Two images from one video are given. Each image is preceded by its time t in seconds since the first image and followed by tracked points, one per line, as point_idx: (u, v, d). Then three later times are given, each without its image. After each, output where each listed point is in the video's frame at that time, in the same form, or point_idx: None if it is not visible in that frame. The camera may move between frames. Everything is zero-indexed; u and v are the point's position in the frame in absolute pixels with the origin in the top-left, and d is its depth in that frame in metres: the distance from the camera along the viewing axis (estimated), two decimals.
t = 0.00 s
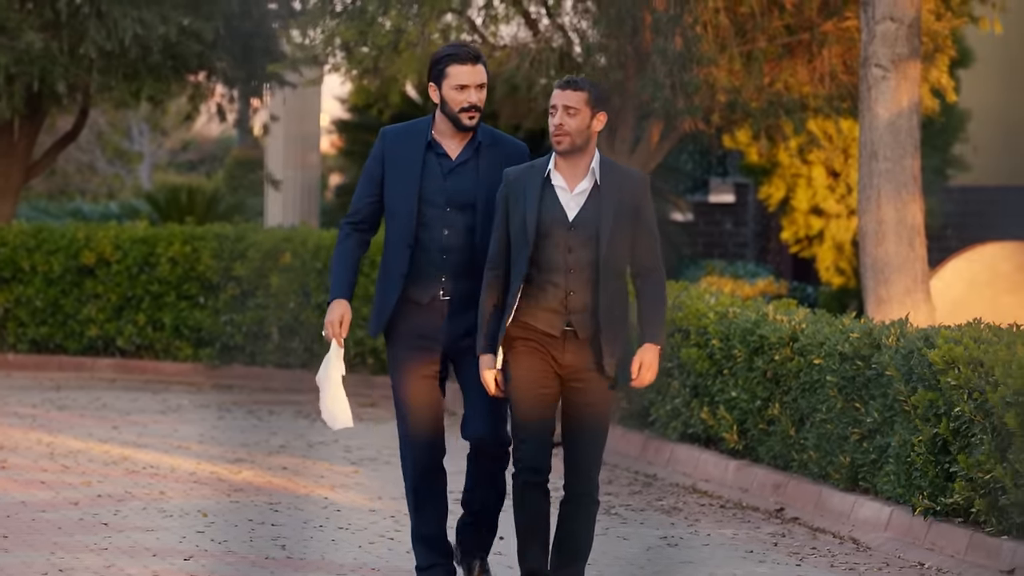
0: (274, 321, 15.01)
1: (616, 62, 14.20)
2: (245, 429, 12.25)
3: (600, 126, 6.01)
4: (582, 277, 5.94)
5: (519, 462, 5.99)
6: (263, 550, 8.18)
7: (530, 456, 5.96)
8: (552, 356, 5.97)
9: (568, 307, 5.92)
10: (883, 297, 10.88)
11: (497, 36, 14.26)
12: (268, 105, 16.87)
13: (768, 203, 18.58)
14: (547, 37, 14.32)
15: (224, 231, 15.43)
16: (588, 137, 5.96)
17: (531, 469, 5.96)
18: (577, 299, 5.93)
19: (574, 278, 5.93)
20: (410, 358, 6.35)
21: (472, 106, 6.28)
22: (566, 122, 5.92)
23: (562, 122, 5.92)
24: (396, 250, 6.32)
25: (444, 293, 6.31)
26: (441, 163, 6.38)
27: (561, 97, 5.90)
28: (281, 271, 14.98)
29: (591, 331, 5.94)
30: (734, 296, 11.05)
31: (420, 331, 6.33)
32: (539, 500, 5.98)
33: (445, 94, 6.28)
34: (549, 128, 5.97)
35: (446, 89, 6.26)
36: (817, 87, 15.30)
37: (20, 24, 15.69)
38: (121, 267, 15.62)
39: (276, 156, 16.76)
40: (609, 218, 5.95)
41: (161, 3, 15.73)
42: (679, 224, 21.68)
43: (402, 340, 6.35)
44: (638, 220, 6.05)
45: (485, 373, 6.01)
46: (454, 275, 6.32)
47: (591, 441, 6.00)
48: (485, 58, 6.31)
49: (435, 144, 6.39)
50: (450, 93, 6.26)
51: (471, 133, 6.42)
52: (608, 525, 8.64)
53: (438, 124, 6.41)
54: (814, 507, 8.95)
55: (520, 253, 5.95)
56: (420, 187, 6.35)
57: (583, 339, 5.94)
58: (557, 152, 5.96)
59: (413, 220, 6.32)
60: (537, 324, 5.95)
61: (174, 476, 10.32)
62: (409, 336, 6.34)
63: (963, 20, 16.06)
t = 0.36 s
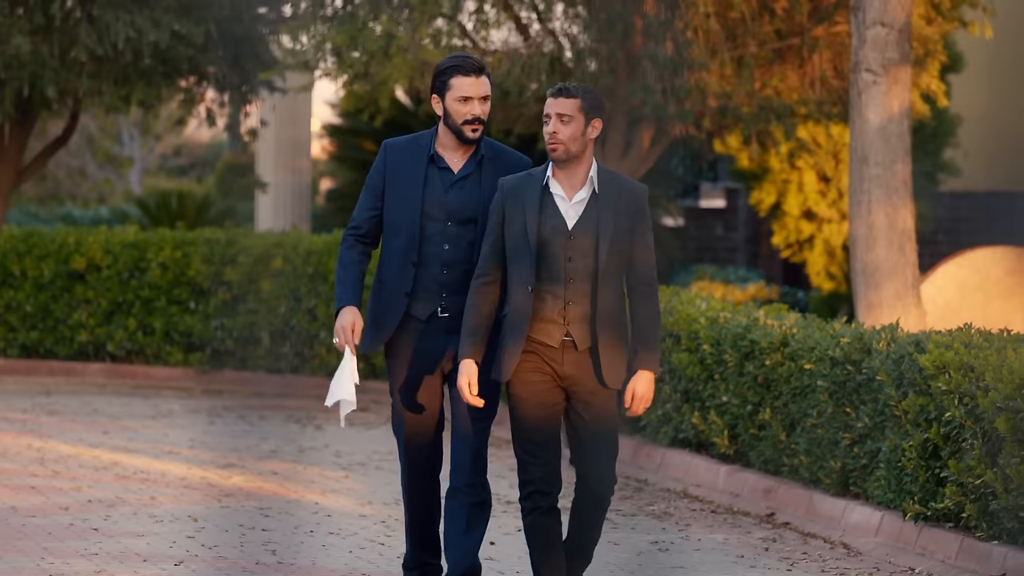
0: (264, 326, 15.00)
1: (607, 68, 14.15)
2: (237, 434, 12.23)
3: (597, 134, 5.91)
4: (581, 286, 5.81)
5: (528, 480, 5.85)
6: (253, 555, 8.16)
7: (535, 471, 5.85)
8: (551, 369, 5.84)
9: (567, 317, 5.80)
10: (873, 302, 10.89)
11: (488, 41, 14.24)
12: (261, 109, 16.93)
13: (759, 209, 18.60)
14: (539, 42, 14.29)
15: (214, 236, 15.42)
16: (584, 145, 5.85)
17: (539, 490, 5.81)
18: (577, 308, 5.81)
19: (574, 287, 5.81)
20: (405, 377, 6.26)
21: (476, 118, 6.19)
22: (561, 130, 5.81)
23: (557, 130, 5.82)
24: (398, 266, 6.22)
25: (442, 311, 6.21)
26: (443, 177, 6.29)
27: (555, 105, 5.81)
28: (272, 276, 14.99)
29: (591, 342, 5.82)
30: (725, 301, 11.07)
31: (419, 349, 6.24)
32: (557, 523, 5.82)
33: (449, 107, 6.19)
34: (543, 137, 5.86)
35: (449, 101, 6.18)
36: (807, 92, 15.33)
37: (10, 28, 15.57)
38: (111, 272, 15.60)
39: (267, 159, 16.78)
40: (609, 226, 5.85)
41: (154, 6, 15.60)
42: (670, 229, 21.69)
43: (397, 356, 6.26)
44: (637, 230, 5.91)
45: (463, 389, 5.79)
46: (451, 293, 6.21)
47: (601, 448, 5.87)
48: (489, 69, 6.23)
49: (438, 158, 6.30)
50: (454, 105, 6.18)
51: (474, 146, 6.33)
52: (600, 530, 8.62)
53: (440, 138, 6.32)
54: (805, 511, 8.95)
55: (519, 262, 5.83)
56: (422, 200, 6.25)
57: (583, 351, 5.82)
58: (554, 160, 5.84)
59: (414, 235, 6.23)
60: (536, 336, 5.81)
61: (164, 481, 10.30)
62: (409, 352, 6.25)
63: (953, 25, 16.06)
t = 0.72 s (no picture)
0: (254, 328, 14.98)
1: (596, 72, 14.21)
2: (225, 438, 12.20)
3: (599, 137, 5.82)
4: (586, 291, 5.76)
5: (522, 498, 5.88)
6: (242, 559, 8.14)
7: (529, 487, 5.86)
8: (557, 375, 5.78)
9: (571, 323, 5.74)
10: (862, 305, 10.89)
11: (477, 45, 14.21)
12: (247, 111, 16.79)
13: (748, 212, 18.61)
14: (528, 45, 14.34)
15: (203, 240, 15.40)
16: (588, 148, 5.77)
17: (526, 507, 5.86)
18: (581, 313, 5.74)
19: (578, 293, 5.75)
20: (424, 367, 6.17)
21: (481, 105, 6.10)
22: (566, 133, 5.73)
23: (562, 133, 5.72)
24: (409, 262, 6.17)
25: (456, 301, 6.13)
26: (449, 168, 6.21)
27: (559, 108, 5.70)
28: (262, 279, 14.99)
29: (596, 347, 5.76)
30: (714, 304, 11.08)
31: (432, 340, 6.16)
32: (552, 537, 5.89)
33: (452, 94, 6.10)
34: (548, 140, 5.76)
35: (453, 89, 6.08)
36: (796, 96, 15.47)
37: None
38: (99, 276, 15.57)
39: (256, 162, 16.79)
40: (615, 232, 5.79)
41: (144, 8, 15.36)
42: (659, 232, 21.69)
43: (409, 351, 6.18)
44: (641, 238, 5.86)
45: (490, 375, 5.67)
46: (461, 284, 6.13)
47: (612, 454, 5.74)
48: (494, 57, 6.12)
49: (443, 149, 6.22)
50: (457, 93, 6.08)
51: (480, 135, 6.26)
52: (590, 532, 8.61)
53: (445, 128, 6.25)
54: (795, 515, 8.95)
55: (523, 267, 5.78)
56: (428, 191, 6.17)
57: (587, 357, 5.76)
58: (555, 163, 5.77)
59: (422, 228, 6.15)
60: (539, 343, 5.77)
61: (153, 485, 10.28)
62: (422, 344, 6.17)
63: (941, 28, 16.06)
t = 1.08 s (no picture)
0: (244, 328, 14.99)
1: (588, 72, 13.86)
2: (216, 438, 12.19)
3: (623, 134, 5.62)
4: (609, 292, 5.50)
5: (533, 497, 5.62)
6: (233, 559, 8.13)
7: (544, 488, 5.58)
8: (581, 381, 5.51)
9: (595, 326, 5.48)
10: (852, 306, 10.91)
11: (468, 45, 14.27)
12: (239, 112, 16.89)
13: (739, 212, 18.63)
14: (519, 46, 14.28)
15: (194, 240, 15.41)
16: (611, 146, 5.56)
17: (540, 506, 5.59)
18: (604, 315, 5.48)
19: (600, 294, 5.50)
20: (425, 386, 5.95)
21: (482, 112, 5.93)
22: (591, 130, 5.51)
23: (587, 130, 5.51)
24: (410, 275, 5.96)
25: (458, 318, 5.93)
26: (450, 180, 6.01)
27: (583, 104, 5.50)
28: (252, 279, 15.00)
29: (621, 349, 5.50)
30: (705, 306, 11.10)
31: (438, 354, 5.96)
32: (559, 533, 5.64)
33: (454, 102, 5.92)
34: (571, 138, 5.55)
35: (455, 97, 5.90)
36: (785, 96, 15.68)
37: None
38: (90, 276, 15.56)
39: (248, 161, 16.82)
40: (636, 230, 5.53)
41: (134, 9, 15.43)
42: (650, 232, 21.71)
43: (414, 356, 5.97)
44: (665, 232, 5.60)
45: (508, 404, 5.50)
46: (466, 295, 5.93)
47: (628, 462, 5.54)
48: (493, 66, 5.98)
49: (444, 161, 6.01)
50: (460, 100, 5.90)
51: (480, 147, 6.05)
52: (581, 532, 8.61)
53: (445, 139, 6.05)
54: (785, 515, 8.95)
55: (544, 270, 5.52)
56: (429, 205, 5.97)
57: (610, 359, 5.50)
58: (579, 160, 5.55)
59: (424, 238, 5.94)
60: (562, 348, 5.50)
61: (143, 485, 10.26)
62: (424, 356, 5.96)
63: (932, 29, 16.03)
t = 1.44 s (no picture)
0: (229, 328, 14.97)
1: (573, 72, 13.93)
2: (200, 438, 12.17)
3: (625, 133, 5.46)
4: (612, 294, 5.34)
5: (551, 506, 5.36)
6: (217, 560, 8.11)
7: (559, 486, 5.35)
8: (582, 388, 5.36)
9: (599, 329, 5.33)
10: (838, 306, 10.92)
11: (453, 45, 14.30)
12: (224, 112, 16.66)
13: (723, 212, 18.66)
14: (504, 45, 14.31)
15: (179, 240, 15.39)
16: (614, 145, 5.40)
17: (560, 503, 5.33)
18: (606, 318, 5.33)
19: (603, 297, 5.34)
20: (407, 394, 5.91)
21: (476, 102, 5.86)
22: (592, 128, 5.35)
23: (588, 129, 5.35)
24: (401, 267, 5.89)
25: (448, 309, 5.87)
26: (441, 170, 5.97)
27: (584, 103, 5.34)
28: (237, 279, 14.97)
29: (625, 354, 5.36)
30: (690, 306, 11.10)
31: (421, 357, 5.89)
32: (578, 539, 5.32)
33: (447, 91, 5.85)
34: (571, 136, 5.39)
35: (448, 85, 5.83)
36: (771, 95, 15.74)
37: None
38: (74, 276, 15.51)
39: (231, 160, 16.77)
40: (638, 231, 5.37)
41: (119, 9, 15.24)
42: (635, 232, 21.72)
43: (399, 361, 5.91)
44: (668, 232, 5.44)
45: (501, 404, 5.39)
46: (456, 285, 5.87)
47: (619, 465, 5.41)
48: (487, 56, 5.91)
49: (434, 150, 5.96)
50: (452, 89, 5.84)
51: (472, 136, 6.01)
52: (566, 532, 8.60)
53: (435, 128, 5.99)
54: (770, 514, 8.95)
55: (544, 272, 5.37)
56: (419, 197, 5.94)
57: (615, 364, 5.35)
58: (581, 160, 5.39)
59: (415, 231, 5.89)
60: (563, 352, 5.35)
61: (128, 485, 10.23)
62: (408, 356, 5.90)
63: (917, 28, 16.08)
